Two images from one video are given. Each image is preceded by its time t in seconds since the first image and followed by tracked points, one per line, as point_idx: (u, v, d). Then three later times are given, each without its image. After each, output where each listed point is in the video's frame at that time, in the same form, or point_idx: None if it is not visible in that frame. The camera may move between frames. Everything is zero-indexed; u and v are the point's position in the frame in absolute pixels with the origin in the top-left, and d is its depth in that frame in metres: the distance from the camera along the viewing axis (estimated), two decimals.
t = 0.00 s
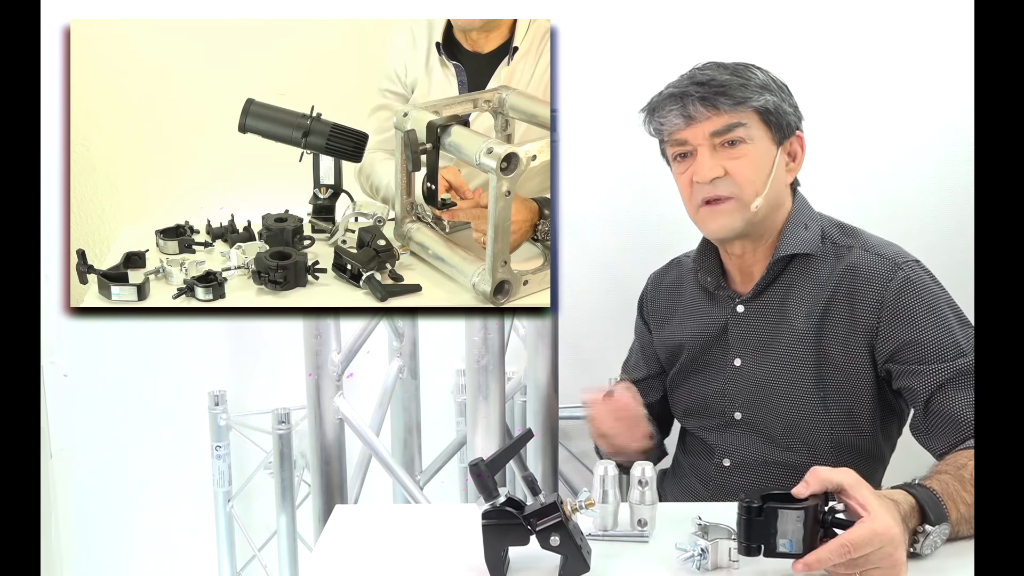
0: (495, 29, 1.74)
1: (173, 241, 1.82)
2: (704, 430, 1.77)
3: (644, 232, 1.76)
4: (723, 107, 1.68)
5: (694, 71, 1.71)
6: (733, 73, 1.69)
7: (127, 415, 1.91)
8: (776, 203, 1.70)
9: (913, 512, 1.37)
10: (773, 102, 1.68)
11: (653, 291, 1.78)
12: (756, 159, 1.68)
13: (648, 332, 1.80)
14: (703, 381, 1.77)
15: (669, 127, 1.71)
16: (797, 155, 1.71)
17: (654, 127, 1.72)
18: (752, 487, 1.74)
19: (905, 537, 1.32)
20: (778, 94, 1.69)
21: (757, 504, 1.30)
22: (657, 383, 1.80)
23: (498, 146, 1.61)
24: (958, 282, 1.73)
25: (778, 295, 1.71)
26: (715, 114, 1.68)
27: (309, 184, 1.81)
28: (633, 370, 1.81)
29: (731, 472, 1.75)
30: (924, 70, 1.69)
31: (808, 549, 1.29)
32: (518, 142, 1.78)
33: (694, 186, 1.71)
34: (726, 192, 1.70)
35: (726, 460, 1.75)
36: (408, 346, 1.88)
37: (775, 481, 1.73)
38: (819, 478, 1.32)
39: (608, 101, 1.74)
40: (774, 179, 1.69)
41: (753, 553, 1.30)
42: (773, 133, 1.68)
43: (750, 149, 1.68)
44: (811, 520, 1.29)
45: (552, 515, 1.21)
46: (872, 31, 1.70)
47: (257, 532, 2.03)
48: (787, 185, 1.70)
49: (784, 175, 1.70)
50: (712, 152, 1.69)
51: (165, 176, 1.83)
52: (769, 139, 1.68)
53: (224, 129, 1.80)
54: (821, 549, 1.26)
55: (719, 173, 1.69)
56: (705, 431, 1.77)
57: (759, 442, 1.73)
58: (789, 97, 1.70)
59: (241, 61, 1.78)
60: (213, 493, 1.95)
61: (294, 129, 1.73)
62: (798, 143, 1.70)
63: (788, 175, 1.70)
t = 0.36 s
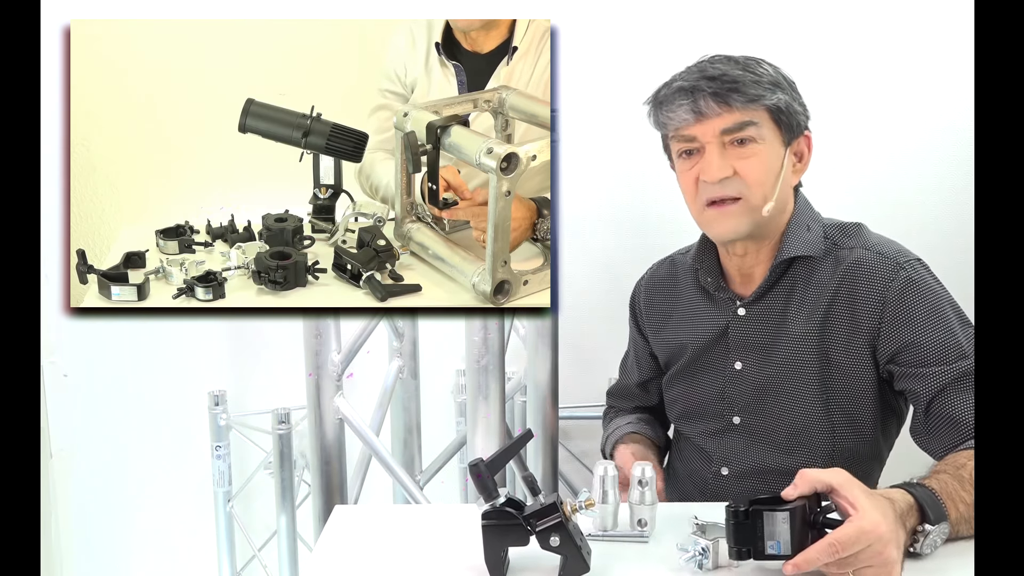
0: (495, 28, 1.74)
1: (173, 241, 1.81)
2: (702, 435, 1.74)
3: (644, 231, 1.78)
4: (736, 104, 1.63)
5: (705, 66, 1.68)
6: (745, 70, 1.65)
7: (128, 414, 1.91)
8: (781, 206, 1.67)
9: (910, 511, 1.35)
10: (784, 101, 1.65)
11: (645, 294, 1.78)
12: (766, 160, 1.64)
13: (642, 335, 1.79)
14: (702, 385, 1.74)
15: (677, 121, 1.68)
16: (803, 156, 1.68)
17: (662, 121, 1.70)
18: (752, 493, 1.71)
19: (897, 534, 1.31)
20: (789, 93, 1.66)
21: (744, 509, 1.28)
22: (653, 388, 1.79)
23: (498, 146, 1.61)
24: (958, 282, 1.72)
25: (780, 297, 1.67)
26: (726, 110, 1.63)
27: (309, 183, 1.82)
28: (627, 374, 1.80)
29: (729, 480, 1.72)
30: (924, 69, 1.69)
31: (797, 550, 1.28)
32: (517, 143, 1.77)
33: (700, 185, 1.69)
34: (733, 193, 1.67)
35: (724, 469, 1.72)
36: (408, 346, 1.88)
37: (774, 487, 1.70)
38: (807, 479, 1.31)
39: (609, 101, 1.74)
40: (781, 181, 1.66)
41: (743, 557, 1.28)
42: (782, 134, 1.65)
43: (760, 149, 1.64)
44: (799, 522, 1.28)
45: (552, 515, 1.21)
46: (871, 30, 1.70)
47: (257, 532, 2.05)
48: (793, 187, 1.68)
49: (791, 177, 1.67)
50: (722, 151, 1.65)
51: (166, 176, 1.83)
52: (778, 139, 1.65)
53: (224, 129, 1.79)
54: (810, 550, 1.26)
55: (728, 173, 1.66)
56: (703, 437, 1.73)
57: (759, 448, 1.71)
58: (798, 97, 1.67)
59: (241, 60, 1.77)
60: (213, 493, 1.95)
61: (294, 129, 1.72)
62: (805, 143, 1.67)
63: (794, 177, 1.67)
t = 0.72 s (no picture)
0: (503, 27, 1.74)
1: (173, 240, 1.81)
2: (703, 437, 1.74)
3: (644, 231, 1.78)
4: (753, 121, 1.56)
5: (718, 75, 1.58)
6: (760, 80, 1.56)
7: (128, 414, 1.91)
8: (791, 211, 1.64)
9: (924, 505, 1.36)
10: (801, 110, 1.57)
11: (644, 293, 1.78)
12: (780, 171, 1.60)
13: (641, 335, 1.78)
14: (704, 385, 1.73)
15: (691, 135, 1.60)
16: (808, 155, 1.63)
17: (673, 131, 1.61)
18: (753, 494, 1.72)
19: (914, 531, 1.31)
20: (803, 98, 1.58)
21: (758, 520, 1.27)
22: (653, 389, 1.79)
23: (498, 146, 1.61)
24: (958, 281, 1.73)
25: (784, 297, 1.66)
26: (744, 128, 1.56)
27: (309, 183, 1.81)
28: (628, 376, 1.79)
29: (730, 482, 1.72)
30: (924, 70, 1.69)
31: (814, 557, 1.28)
32: (520, 142, 1.78)
33: (715, 199, 1.64)
34: (750, 207, 1.63)
35: (726, 471, 1.72)
36: (408, 346, 1.88)
37: (775, 488, 1.71)
38: (819, 485, 1.30)
39: (609, 101, 1.74)
40: (793, 189, 1.62)
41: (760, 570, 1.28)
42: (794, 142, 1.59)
43: (777, 162, 1.59)
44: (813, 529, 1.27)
45: (552, 515, 1.21)
46: (872, 31, 1.69)
47: (257, 532, 2.04)
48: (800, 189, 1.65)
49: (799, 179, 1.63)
50: (739, 168, 1.60)
51: (165, 176, 1.83)
52: (792, 148, 1.59)
53: (224, 129, 1.80)
54: (827, 557, 1.25)
55: (744, 189, 1.61)
56: (704, 438, 1.73)
57: (761, 449, 1.70)
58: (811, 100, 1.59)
59: (241, 60, 1.77)
60: (213, 493, 1.95)
61: (294, 129, 1.73)
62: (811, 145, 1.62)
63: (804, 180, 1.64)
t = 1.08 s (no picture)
0: (514, 26, 1.74)
1: (173, 240, 1.82)
2: (704, 435, 1.74)
3: (644, 230, 1.77)
4: (761, 100, 1.64)
5: (732, 60, 1.67)
6: (772, 66, 1.65)
7: (127, 414, 1.91)
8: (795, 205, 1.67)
9: (925, 503, 1.37)
10: (809, 101, 1.65)
11: (646, 290, 1.78)
12: (785, 157, 1.65)
13: (642, 333, 1.79)
14: (706, 383, 1.73)
15: (701, 112, 1.68)
16: (817, 156, 1.69)
17: (683, 110, 1.69)
18: (753, 493, 1.72)
19: (913, 530, 1.30)
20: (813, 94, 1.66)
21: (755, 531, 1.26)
22: (652, 387, 1.79)
23: (499, 146, 1.65)
24: (958, 281, 1.72)
25: (788, 295, 1.66)
26: (750, 105, 1.65)
27: (309, 183, 1.81)
28: (626, 372, 1.80)
29: (731, 481, 1.72)
30: (923, 70, 1.69)
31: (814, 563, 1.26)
32: (524, 142, 1.78)
33: (717, 178, 1.69)
34: (752, 188, 1.67)
35: (726, 470, 1.72)
36: (408, 346, 1.88)
37: (775, 488, 1.71)
38: (814, 491, 1.30)
39: (609, 101, 1.74)
40: (798, 180, 1.66)
41: None
42: (800, 132, 1.65)
43: (781, 146, 1.65)
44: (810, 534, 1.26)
45: (552, 515, 1.21)
46: (872, 31, 1.69)
47: (257, 532, 2.00)
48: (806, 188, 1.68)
49: (806, 179, 1.67)
50: (742, 146, 1.66)
51: (164, 176, 1.83)
52: (799, 137, 1.65)
53: (223, 130, 1.80)
54: (827, 561, 1.25)
55: (747, 169, 1.66)
56: (704, 436, 1.74)
57: (761, 448, 1.70)
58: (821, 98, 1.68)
59: (240, 61, 1.78)
60: (213, 493, 1.94)
61: (295, 129, 1.76)
62: (821, 145, 1.68)
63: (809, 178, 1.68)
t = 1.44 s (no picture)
0: (506, 25, 1.75)
1: (173, 241, 1.83)
2: (705, 433, 1.74)
3: (645, 229, 1.76)
4: (767, 85, 1.66)
5: (740, 48, 1.69)
6: (778, 54, 1.68)
7: (126, 413, 1.89)
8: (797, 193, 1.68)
9: (929, 494, 1.38)
10: (814, 92, 1.67)
11: (648, 288, 1.78)
12: (789, 143, 1.67)
13: (644, 331, 1.79)
14: (707, 379, 1.74)
15: (707, 96, 1.68)
16: (822, 154, 1.70)
17: (689, 95, 1.70)
18: (754, 491, 1.72)
19: (915, 524, 1.30)
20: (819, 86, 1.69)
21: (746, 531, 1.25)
22: (652, 387, 1.79)
23: (498, 146, 1.74)
24: (959, 281, 1.72)
25: (790, 292, 1.68)
26: (758, 90, 1.66)
27: (308, 183, 1.81)
28: (625, 371, 1.79)
29: (733, 479, 1.73)
30: (923, 70, 1.69)
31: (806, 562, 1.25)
32: (523, 142, 1.78)
33: (722, 160, 1.69)
34: (755, 172, 1.67)
35: (728, 468, 1.73)
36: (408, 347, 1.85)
37: (777, 487, 1.71)
38: (809, 495, 1.31)
39: (609, 100, 1.74)
40: (802, 168, 1.67)
41: None
42: (805, 119, 1.67)
43: (786, 132, 1.66)
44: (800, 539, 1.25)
45: (552, 515, 1.21)
46: (872, 30, 1.69)
47: (257, 533, 1.93)
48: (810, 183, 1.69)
49: (808, 172, 1.69)
50: (748, 130, 1.67)
51: (164, 175, 1.83)
52: (803, 125, 1.67)
53: (223, 130, 1.81)
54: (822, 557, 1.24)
55: (750, 152, 1.67)
56: (705, 432, 1.74)
57: (763, 445, 1.70)
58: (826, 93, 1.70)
59: (241, 61, 1.78)
60: (213, 493, 1.91)
61: (294, 129, 1.78)
62: (825, 142, 1.69)
63: (812, 169, 1.69)
